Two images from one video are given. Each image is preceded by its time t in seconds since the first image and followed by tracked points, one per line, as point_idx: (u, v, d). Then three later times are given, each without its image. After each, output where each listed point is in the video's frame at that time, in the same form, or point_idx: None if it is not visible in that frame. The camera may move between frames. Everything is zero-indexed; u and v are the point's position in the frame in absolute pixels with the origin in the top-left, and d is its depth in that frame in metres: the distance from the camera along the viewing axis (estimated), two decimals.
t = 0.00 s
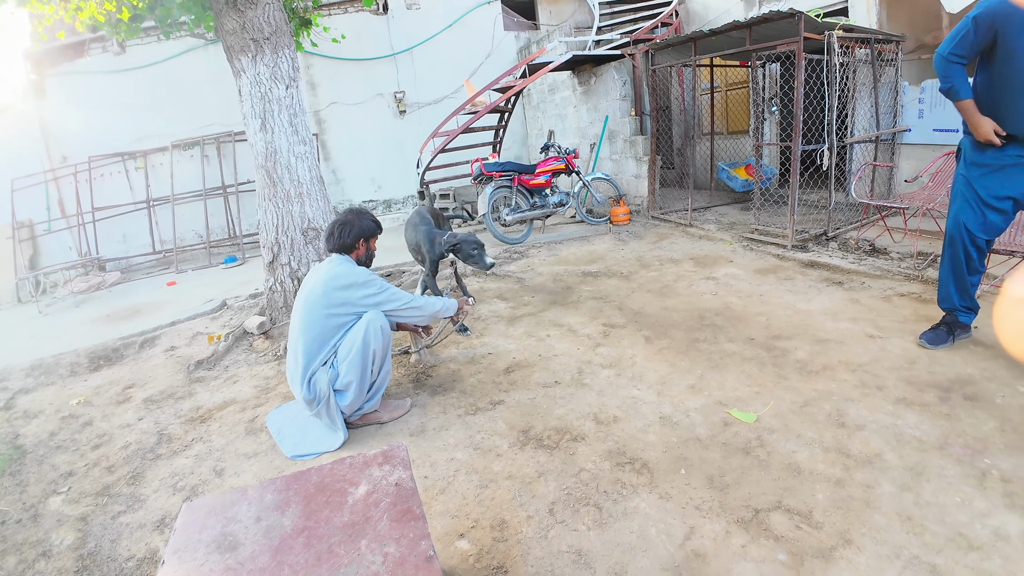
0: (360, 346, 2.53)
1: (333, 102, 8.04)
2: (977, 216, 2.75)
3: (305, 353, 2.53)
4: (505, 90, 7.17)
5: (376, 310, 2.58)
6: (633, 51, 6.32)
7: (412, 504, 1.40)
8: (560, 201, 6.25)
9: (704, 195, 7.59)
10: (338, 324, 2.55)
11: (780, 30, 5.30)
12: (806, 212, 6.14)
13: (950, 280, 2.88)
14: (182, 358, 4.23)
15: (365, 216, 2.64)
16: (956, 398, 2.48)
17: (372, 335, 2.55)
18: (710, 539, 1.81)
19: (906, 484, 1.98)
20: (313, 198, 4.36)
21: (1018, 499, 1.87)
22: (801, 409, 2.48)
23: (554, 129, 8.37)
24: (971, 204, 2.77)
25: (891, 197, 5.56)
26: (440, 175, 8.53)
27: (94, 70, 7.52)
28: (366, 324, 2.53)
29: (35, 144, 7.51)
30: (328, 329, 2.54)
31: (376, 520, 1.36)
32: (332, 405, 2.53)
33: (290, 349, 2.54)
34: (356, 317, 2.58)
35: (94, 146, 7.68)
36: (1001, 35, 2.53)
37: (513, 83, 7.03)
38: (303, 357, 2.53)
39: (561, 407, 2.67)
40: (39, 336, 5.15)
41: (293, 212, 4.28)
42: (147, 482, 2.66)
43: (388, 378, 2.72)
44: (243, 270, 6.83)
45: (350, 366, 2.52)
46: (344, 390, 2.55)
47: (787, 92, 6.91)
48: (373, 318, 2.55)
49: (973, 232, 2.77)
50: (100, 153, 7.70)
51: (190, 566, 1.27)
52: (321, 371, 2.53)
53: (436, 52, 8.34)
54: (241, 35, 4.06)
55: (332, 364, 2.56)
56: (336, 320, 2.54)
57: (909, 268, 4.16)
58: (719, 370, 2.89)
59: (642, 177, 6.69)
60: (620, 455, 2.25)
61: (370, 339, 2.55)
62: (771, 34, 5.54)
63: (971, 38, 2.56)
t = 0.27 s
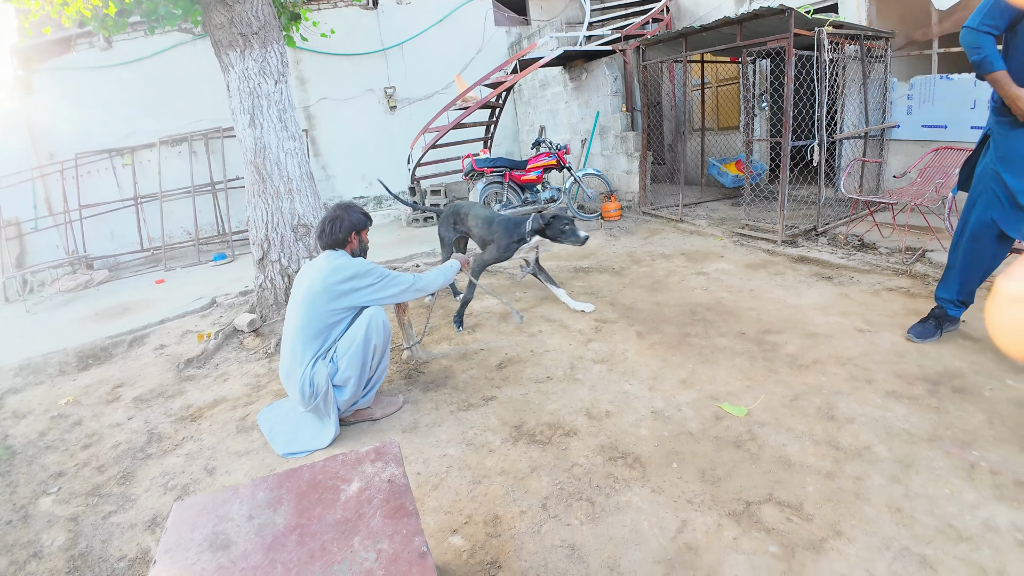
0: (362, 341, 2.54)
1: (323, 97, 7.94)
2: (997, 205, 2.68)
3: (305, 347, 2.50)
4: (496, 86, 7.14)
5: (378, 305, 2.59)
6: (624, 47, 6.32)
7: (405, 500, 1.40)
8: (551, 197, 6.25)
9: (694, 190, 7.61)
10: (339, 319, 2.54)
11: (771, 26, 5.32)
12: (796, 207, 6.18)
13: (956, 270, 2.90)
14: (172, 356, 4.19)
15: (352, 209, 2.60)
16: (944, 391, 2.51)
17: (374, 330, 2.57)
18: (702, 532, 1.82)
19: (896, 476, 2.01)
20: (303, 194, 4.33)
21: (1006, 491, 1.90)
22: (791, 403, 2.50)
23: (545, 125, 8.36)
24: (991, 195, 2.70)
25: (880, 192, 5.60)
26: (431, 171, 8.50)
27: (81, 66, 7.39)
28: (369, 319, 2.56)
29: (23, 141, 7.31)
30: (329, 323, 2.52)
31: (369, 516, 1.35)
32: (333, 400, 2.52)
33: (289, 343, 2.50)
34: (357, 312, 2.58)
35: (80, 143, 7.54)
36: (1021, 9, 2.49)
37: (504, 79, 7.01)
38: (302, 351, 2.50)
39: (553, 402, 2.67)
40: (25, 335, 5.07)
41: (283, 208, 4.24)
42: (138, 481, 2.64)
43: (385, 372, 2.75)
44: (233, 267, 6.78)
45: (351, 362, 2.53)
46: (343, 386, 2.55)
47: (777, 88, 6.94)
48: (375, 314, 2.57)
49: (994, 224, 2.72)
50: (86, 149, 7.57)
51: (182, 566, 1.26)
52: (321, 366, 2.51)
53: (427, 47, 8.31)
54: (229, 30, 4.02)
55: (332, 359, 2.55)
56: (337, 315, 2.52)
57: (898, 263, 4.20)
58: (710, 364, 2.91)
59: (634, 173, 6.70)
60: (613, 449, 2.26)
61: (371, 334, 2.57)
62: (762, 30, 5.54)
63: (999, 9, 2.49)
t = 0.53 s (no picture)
0: (350, 334, 2.53)
1: (308, 92, 7.87)
2: None
3: (291, 343, 2.49)
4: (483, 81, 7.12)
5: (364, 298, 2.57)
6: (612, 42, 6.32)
7: (395, 496, 1.40)
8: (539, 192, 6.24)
9: (682, 185, 7.65)
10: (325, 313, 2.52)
11: (757, 22, 5.35)
12: (782, 202, 6.23)
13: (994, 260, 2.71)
14: (157, 355, 4.14)
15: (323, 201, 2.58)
16: (928, 383, 2.55)
17: (361, 323, 2.55)
18: (691, 524, 1.84)
19: (881, 467, 2.04)
20: (289, 190, 4.29)
21: (989, 481, 1.94)
22: (778, 395, 2.53)
23: (533, 120, 8.34)
24: None
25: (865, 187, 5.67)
26: (418, 166, 8.46)
27: (61, 61, 7.25)
28: (355, 312, 2.54)
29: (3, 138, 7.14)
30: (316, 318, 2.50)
31: (359, 513, 1.35)
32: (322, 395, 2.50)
33: (276, 338, 2.49)
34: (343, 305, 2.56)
35: (61, 139, 7.39)
36: None
37: (491, 73, 6.98)
38: (289, 347, 2.48)
39: (542, 397, 2.68)
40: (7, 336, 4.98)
41: (269, 205, 4.20)
42: (126, 481, 2.61)
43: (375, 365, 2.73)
44: (218, 264, 6.71)
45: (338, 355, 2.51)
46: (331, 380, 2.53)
47: (764, 84, 6.98)
48: (363, 307, 2.55)
49: (1012, 215, 2.64)
50: (68, 145, 7.41)
51: (171, 566, 1.25)
52: (308, 361, 2.49)
53: (413, 42, 8.26)
54: (213, 23, 3.96)
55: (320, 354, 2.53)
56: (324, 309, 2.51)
57: (882, 257, 4.26)
58: (698, 358, 2.93)
59: (621, 168, 6.73)
60: (602, 443, 2.28)
61: (359, 328, 2.55)
62: (748, 26, 5.57)
63: None
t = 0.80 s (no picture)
0: (324, 328, 2.51)
1: (290, 86, 7.75)
2: None
3: (266, 340, 2.47)
4: (467, 74, 7.08)
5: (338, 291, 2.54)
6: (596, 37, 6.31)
7: (381, 493, 1.39)
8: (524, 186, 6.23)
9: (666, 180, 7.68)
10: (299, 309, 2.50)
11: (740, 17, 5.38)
12: (765, 196, 6.29)
13: None
14: (139, 354, 4.07)
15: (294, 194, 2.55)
16: (908, 374, 2.60)
17: (336, 317, 2.53)
18: (677, 514, 1.86)
19: (862, 456, 2.08)
20: (271, 186, 4.23)
21: (969, 469, 1.98)
22: (761, 387, 2.56)
23: (518, 114, 8.32)
24: None
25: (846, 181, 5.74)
26: (402, 161, 8.40)
27: (39, 55, 7.01)
28: (329, 306, 2.51)
29: None
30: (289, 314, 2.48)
31: (345, 510, 1.34)
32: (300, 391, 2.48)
33: (251, 336, 2.48)
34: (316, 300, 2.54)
35: (37, 134, 7.17)
36: None
37: (475, 68, 6.95)
38: (263, 344, 2.46)
39: (529, 391, 2.68)
40: None
41: (250, 200, 4.15)
42: (109, 483, 2.57)
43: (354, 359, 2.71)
44: (200, 261, 6.61)
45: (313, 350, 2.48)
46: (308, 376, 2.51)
47: (746, 79, 7.03)
48: (336, 301, 2.53)
49: None
50: (44, 141, 7.22)
51: (154, 567, 1.23)
52: (284, 357, 2.47)
53: (397, 36, 8.19)
54: (192, 16, 3.90)
55: (295, 349, 2.51)
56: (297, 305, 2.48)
57: (863, 250, 4.32)
58: (683, 351, 2.95)
59: (606, 163, 6.74)
60: (588, 437, 2.29)
61: (333, 322, 2.52)
62: (731, 21, 5.60)
63: None
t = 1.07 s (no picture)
0: (296, 323, 2.48)
1: (268, 80, 7.61)
2: None
3: (238, 328, 2.46)
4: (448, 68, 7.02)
5: (316, 288, 2.52)
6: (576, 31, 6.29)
7: (355, 491, 1.38)
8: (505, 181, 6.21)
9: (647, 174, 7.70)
10: (274, 301, 2.49)
11: (720, 13, 5.39)
12: (744, 190, 6.35)
13: None
14: (114, 355, 3.99)
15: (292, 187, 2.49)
16: (883, 364, 2.65)
17: (309, 313, 2.50)
18: (656, 507, 1.87)
19: (839, 446, 2.10)
20: (248, 181, 4.17)
21: (943, 458, 2.02)
22: (740, 379, 2.59)
23: (498, 109, 8.29)
24: None
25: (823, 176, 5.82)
26: (383, 156, 8.32)
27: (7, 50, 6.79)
28: (304, 301, 2.49)
29: None
30: (264, 305, 2.47)
31: (319, 510, 1.32)
32: (264, 383, 2.44)
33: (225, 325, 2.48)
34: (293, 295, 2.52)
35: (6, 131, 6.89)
36: None
37: (455, 62, 6.90)
38: (235, 332, 2.46)
39: (509, 386, 2.68)
40: None
41: (227, 196, 4.08)
42: (84, 486, 2.51)
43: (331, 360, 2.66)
44: (177, 259, 6.49)
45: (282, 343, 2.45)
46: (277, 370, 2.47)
47: (726, 74, 7.07)
48: (311, 296, 2.50)
49: None
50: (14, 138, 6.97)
51: (124, 571, 1.20)
52: (252, 348, 2.45)
53: (376, 29, 8.10)
54: (165, 8, 3.81)
55: (265, 342, 2.48)
56: (273, 296, 2.47)
57: (839, 243, 4.38)
58: (662, 344, 2.97)
59: (587, 157, 6.75)
60: (568, 431, 2.29)
61: (306, 317, 2.49)
62: (711, 16, 5.61)
63: None
